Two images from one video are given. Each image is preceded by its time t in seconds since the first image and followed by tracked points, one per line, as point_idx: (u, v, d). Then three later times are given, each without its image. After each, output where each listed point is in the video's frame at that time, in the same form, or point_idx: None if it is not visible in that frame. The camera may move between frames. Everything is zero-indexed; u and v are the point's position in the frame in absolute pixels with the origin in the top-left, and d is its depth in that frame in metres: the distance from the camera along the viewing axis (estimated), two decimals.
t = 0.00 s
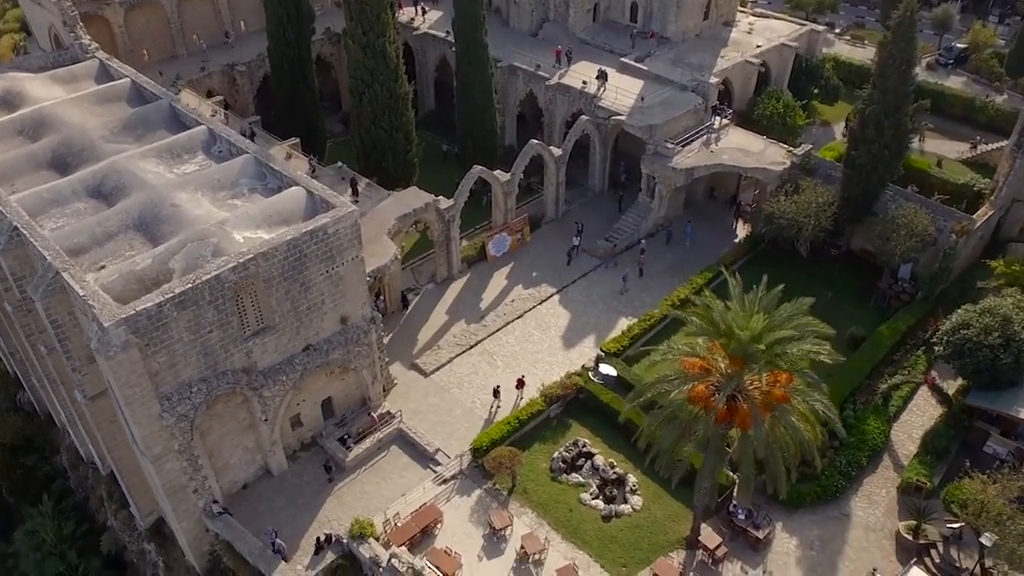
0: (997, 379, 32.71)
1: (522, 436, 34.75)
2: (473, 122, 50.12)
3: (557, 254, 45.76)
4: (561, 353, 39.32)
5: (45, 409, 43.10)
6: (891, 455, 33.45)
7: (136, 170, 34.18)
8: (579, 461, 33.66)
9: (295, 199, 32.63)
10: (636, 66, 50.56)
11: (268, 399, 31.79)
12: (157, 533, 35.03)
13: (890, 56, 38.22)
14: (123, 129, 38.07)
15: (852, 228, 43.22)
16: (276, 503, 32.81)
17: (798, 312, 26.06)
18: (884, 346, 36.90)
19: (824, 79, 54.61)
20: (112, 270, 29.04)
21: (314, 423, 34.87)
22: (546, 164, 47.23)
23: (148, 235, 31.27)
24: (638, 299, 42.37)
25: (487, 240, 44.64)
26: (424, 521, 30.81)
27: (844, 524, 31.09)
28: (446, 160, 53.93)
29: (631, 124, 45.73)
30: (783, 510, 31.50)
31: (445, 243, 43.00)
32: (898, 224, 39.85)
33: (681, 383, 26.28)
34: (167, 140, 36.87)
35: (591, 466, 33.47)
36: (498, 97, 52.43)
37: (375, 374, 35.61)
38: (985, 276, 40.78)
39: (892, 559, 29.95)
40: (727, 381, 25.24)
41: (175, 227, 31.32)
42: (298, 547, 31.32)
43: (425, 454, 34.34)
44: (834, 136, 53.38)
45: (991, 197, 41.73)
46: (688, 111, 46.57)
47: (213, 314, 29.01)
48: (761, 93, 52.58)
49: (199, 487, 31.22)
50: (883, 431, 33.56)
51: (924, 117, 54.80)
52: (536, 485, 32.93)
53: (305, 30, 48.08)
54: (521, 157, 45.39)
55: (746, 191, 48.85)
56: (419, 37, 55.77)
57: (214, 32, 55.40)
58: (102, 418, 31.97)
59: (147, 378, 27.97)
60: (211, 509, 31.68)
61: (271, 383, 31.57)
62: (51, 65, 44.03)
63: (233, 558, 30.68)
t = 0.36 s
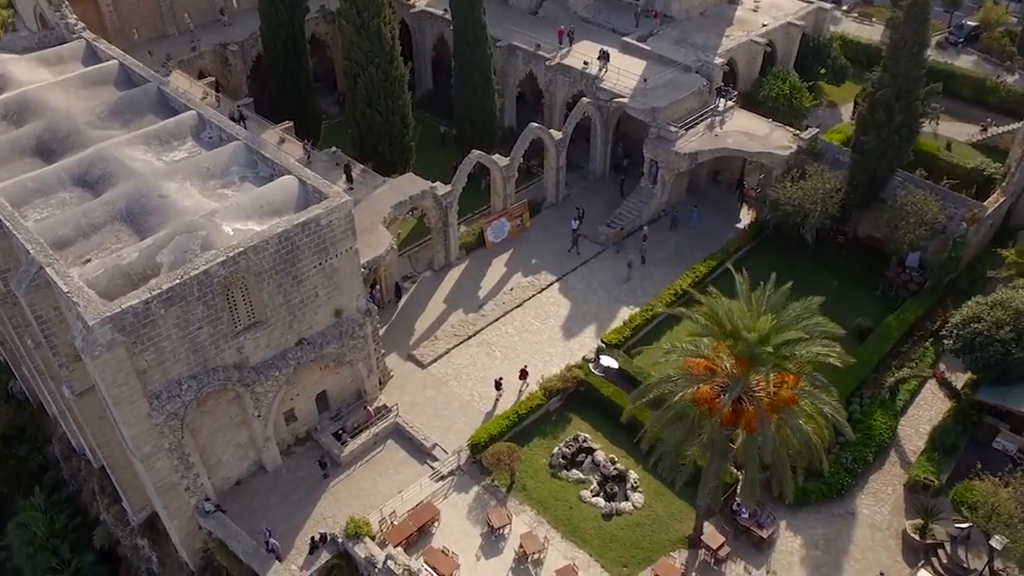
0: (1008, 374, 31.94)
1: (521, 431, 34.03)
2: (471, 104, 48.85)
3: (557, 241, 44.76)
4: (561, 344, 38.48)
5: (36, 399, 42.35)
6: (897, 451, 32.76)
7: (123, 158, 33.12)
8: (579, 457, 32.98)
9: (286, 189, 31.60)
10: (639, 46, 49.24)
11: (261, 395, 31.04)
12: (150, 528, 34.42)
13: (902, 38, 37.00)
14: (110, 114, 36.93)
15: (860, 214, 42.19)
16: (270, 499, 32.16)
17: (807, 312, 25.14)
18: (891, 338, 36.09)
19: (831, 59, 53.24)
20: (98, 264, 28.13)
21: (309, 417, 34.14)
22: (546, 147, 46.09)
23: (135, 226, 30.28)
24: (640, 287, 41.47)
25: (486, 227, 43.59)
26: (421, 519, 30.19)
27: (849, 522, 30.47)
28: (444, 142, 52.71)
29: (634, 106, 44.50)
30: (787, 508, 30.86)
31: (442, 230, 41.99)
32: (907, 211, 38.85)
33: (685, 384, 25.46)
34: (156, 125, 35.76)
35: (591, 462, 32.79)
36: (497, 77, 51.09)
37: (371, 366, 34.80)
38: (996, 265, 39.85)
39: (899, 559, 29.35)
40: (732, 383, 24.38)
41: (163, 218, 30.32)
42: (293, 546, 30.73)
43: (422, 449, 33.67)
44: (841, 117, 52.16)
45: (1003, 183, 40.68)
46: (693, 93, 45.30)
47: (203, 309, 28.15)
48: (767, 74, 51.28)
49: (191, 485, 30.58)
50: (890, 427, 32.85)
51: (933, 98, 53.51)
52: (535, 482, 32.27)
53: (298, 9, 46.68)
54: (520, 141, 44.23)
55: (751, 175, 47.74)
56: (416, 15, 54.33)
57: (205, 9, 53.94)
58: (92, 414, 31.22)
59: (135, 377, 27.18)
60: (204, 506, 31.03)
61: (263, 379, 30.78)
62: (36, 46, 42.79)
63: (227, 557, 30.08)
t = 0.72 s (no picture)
0: (1020, 372, 31.17)
1: (520, 428, 33.29)
2: (470, 88, 47.54)
3: (556, 229, 43.72)
4: (561, 337, 37.63)
5: (27, 391, 41.51)
6: (905, 450, 32.05)
7: (109, 148, 32.02)
8: (579, 456, 32.28)
9: (277, 181, 30.57)
10: (642, 28, 47.92)
11: (253, 394, 30.25)
12: (143, 527, 33.75)
13: (915, 22, 35.77)
14: (96, 102, 35.77)
15: (868, 203, 41.15)
16: (264, 500, 31.48)
17: (817, 316, 24.22)
18: (899, 332, 35.27)
19: (839, 40, 51.84)
20: (82, 262, 27.18)
21: (303, 414, 33.37)
22: (546, 133, 44.93)
23: (121, 221, 29.27)
24: (641, 278, 40.57)
25: (484, 215, 42.45)
26: (418, 521, 29.53)
27: (855, 524, 29.81)
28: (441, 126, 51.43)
29: (636, 91, 43.26)
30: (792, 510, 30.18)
31: (439, 219, 40.95)
32: (917, 200, 37.82)
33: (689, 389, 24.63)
34: (143, 114, 34.64)
35: (592, 461, 32.09)
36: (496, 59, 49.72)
37: (366, 362, 33.97)
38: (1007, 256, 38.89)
39: (906, 563, 28.74)
40: (739, 389, 23.46)
41: (149, 213, 29.30)
42: (287, 548, 30.11)
43: (419, 448, 32.96)
44: (848, 101, 50.89)
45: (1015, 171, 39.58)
46: (697, 77, 44.02)
47: (191, 309, 27.26)
48: (773, 56, 49.94)
49: (182, 487, 29.87)
50: (898, 425, 32.11)
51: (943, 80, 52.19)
52: (534, 482, 31.58)
53: None
54: (520, 126, 43.05)
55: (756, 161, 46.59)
56: None
57: None
58: (80, 413, 30.42)
59: (121, 380, 26.34)
60: (196, 508, 30.37)
61: (255, 378, 29.98)
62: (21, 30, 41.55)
63: (219, 560, 29.44)
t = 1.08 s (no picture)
0: None
1: (519, 428, 32.50)
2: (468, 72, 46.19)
3: (556, 218, 42.61)
4: (561, 332, 36.74)
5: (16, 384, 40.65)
6: (913, 450, 31.31)
7: (93, 140, 30.92)
8: (579, 457, 31.54)
9: (267, 175, 29.49)
10: (645, 10, 46.53)
11: (244, 396, 29.44)
12: (135, 527, 33.10)
13: (930, 7, 34.46)
14: (81, 90, 34.58)
15: (876, 192, 40.05)
16: (257, 502, 30.81)
17: (828, 324, 23.33)
18: (908, 328, 34.39)
19: (848, 20, 50.36)
20: (64, 263, 26.22)
21: (297, 413, 32.59)
22: (546, 118, 43.69)
23: (106, 218, 28.26)
24: (644, 269, 39.60)
25: (483, 204, 41.35)
26: (414, 526, 28.89)
27: (862, 528, 29.15)
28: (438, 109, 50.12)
29: (639, 76, 41.98)
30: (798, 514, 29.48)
31: (436, 209, 39.89)
32: (928, 191, 36.77)
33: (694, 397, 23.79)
34: (129, 103, 33.47)
35: (592, 462, 31.38)
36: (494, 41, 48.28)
37: (361, 360, 33.11)
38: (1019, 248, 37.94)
39: (914, 568, 28.10)
40: (746, 400, 22.54)
41: (134, 210, 28.27)
42: (281, 552, 29.51)
43: (416, 448, 32.21)
44: (857, 84, 49.54)
45: None
46: (702, 61, 42.69)
47: (178, 311, 26.36)
48: (780, 37, 48.51)
49: (173, 491, 29.15)
50: (906, 425, 31.33)
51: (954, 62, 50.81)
52: (534, 483, 30.85)
53: None
54: (519, 112, 41.82)
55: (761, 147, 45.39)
56: None
57: None
58: (67, 415, 29.60)
59: (107, 385, 25.51)
60: (188, 511, 29.71)
61: (246, 379, 29.16)
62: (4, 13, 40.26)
63: (212, 565, 28.81)
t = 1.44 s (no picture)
0: None
1: (518, 426, 31.72)
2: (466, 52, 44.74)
3: (556, 204, 41.46)
4: (561, 324, 35.81)
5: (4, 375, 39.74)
6: (922, 450, 30.56)
7: (75, 131, 29.74)
8: (580, 457, 30.80)
9: (256, 168, 28.36)
10: None
11: (235, 396, 28.64)
12: (126, 525, 32.40)
13: None
14: (63, 76, 33.30)
15: (886, 178, 38.92)
16: (250, 502, 30.13)
17: (839, 333, 22.61)
18: (918, 322, 33.51)
19: None
20: (44, 263, 25.23)
21: (290, 411, 31.79)
22: (547, 101, 42.39)
23: (88, 214, 27.23)
24: (647, 259, 38.61)
25: (481, 190, 40.20)
26: (410, 529, 28.22)
27: (869, 531, 28.47)
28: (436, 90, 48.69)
29: (643, 57, 40.61)
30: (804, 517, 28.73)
31: (433, 196, 38.75)
32: (941, 179, 35.68)
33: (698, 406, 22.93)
34: (113, 90, 32.22)
35: (593, 462, 30.67)
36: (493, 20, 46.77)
37: (356, 355, 32.25)
38: None
39: (922, 573, 27.45)
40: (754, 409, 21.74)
41: (117, 205, 27.21)
42: (275, 555, 28.90)
43: (412, 445, 31.46)
44: (866, 64, 48.11)
45: None
46: (708, 42, 41.27)
47: (164, 312, 25.44)
48: (788, 15, 46.99)
49: (163, 493, 28.42)
50: (916, 424, 30.53)
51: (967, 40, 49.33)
52: (533, 484, 30.12)
53: None
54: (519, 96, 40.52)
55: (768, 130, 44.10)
56: None
57: None
58: (53, 415, 28.78)
59: (90, 391, 24.67)
60: (179, 513, 29.01)
61: (237, 380, 28.34)
62: None
63: (204, 569, 28.18)
